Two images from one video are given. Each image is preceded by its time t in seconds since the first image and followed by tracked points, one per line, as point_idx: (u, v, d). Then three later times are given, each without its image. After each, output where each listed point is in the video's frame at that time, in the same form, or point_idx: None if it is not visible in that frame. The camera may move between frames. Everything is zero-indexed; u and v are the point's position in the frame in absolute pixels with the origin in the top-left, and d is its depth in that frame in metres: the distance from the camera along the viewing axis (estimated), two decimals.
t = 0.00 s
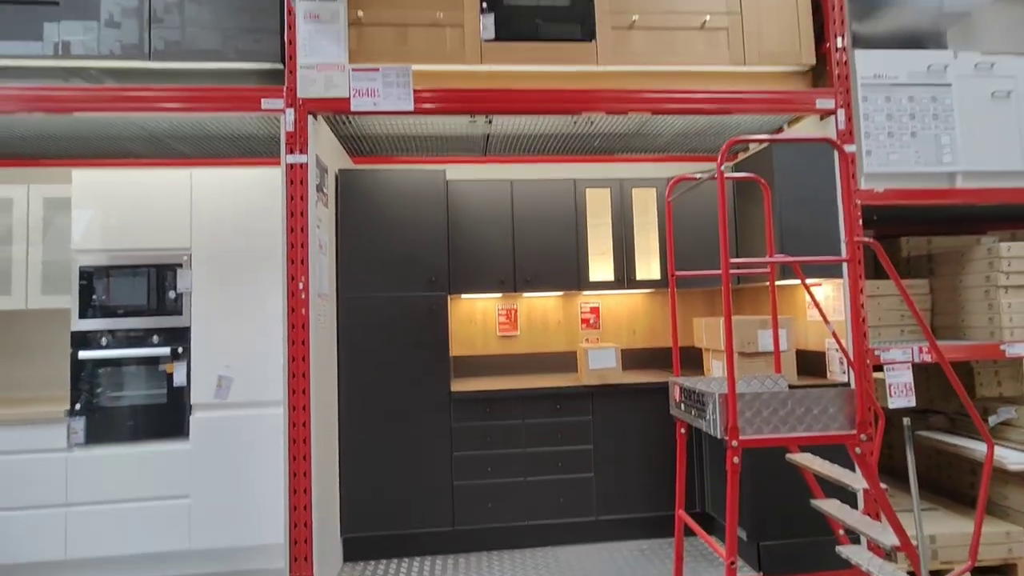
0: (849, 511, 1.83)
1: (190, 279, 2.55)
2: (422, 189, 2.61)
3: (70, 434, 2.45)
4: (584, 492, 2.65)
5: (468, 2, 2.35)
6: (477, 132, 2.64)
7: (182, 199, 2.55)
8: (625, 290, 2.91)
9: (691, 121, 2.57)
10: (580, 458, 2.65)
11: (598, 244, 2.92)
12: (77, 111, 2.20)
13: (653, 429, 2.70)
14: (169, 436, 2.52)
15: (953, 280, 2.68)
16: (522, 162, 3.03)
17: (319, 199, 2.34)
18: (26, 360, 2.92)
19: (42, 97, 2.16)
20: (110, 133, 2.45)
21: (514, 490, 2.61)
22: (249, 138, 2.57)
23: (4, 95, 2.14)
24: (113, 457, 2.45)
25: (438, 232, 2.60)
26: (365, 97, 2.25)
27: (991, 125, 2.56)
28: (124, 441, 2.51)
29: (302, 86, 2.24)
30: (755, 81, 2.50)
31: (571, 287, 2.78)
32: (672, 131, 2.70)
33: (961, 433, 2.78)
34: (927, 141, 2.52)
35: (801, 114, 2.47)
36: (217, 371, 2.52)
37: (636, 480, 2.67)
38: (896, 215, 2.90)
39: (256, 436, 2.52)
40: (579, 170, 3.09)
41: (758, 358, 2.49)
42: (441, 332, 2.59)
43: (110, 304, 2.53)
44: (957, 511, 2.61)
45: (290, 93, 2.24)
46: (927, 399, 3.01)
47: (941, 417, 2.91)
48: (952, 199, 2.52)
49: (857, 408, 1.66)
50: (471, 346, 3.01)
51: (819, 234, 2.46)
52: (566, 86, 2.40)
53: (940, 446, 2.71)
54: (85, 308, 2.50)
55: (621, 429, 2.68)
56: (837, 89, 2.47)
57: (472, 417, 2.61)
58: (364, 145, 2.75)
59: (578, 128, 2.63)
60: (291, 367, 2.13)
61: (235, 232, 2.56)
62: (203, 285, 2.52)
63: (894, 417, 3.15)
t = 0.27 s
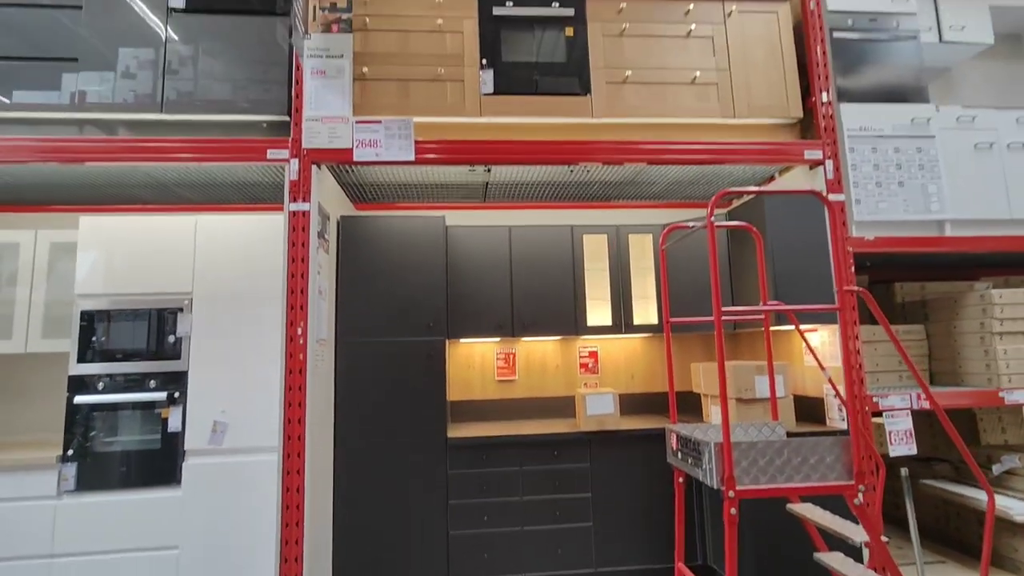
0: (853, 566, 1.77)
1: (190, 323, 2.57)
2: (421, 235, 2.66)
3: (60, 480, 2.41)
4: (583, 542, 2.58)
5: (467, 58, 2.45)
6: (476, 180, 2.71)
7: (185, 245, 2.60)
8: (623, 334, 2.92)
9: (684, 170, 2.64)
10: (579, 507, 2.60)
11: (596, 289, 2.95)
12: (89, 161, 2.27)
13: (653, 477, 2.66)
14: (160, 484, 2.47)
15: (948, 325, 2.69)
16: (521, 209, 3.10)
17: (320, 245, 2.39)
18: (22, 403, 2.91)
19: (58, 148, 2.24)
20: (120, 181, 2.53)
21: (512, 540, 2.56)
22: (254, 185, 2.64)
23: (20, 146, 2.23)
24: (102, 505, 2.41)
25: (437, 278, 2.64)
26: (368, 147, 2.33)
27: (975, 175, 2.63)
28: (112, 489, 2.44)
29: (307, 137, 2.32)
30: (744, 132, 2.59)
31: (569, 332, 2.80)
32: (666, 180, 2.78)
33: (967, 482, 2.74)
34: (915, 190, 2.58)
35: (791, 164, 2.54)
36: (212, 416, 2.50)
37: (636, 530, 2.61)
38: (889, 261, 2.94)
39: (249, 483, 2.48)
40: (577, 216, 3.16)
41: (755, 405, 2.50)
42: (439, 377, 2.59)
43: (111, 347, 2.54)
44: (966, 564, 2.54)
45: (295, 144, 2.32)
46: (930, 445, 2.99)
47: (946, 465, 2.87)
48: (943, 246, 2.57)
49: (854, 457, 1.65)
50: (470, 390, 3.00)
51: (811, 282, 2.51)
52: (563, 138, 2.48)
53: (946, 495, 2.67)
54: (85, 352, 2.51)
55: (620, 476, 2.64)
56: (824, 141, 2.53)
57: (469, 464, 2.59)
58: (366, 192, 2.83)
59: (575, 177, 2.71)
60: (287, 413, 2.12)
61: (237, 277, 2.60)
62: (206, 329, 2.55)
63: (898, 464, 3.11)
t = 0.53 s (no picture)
0: None
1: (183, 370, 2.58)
2: (416, 283, 2.69)
3: (42, 531, 2.37)
4: None
5: (463, 113, 2.54)
6: (472, 229, 2.76)
7: (183, 292, 2.65)
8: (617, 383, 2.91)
9: (676, 220, 2.69)
10: (573, 563, 2.52)
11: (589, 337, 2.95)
12: (92, 211, 2.32)
13: (649, 531, 2.59)
14: (142, 535, 2.42)
15: (944, 375, 2.67)
16: (516, 256, 3.13)
17: (314, 293, 2.41)
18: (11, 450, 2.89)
19: (64, 198, 2.29)
20: (122, 229, 2.58)
21: None
22: (253, 234, 2.70)
23: (28, 197, 2.28)
24: (84, 557, 2.36)
25: (431, 325, 2.65)
26: (364, 199, 2.38)
27: (963, 226, 2.67)
28: (95, 540, 2.40)
29: (305, 189, 2.38)
30: (733, 184, 2.65)
31: (563, 381, 2.79)
32: (659, 229, 2.82)
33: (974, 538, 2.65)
34: (904, 240, 2.61)
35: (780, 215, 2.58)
36: (201, 465, 2.47)
37: None
38: (883, 310, 2.94)
39: (234, 536, 2.42)
40: (571, 264, 3.19)
41: (752, 457, 2.46)
42: (431, 426, 2.56)
43: (104, 395, 2.54)
44: None
45: (293, 195, 2.38)
46: (934, 499, 2.93)
47: (952, 520, 2.78)
48: (935, 296, 2.57)
49: (849, 516, 1.60)
50: (463, 439, 2.96)
51: (804, 331, 2.50)
52: (556, 188, 2.54)
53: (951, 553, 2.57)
54: (78, 399, 2.51)
55: (616, 531, 2.57)
56: (812, 193, 2.57)
57: (460, 516, 2.54)
58: (363, 240, 2.87)
59: (568, 227, 2.75)
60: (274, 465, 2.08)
61: (232, 325, 2.63)
62: (200, 374, 2.56)
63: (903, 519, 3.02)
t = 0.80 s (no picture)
0: None
1: (170, 419, 2.55)
2: (410, 330, 2.68)
3: None
4: None
5: (457, 163, 2.60)
6: (466, 276, 2.77)
7: (175, 339, 2.65)
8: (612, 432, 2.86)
9: (668, 267, 2.71)
10: None
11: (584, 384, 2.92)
12: (88, 258, 2.33)
13: None
14: None
15: (942, 425, 2.64)
16: (511, 302, 3.14)
17: (306, 340, 2.40)
18: None
19: (62, 247, 2.32)
20: (118, 276, 2.59)
21: None
22: (248, 280, 2.71)
23: (27, 245, 2.30)
24: None
25: (424, 373, 2.63)
26: (358, 247, 2.41)
27: (952, 275, 2.70)
28: None
29: (300, 237, 2.40)
30: (723, 232, 2.70)
31: (556, 430, 2.75)
32: (652, 276, 2.83)
33: None
34: (895, 288, 2.62)
35: (771, 263, 2.60)
36: (183, 518, 2.40)
37: None
38: (879, 357, 2.93)
39: None
40: (566, 310, 3.19)
41: (751, 511, 2.39)
42: (421, 478, 2.51)
43: (90, 443, 2.51)
44: None
45: (288, 243, 2.40)
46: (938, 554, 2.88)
47: None
48: (929, 345, 2.57)
49: None
50: (455, 489, 2.90)
51: (798, 380, 2.49)
52: (549, 237, 2.59)
53: None
54: (62, 449, 2.47)
55: None
56: (801, 242, 2.60)
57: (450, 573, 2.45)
58: (358, 286, 2.88)
59: (561, 273, 2.77)
60: (258, 519, 2.02)
61: (223, 372, 2.62)
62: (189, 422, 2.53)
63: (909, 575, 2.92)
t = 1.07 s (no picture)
0: None
1: (157, 464, 2.52)
2: (403, 373, 2.66)
3: None
4: None
5: (452, 208, 2.66)
6: (460, 318, 2.77)
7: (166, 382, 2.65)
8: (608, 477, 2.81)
9: (661, 311, 2.72)
10: None
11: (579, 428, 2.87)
12: (82, 300, 2.32)
13: None
14: None
15: (942, 471, 2.60)
16: (506, 344, 3.13)
17: (297, 384, 2.38)
18: None
19: (59, 289, 2.32)
20: (112, 318, 2.60)
21: None
22: (242, 322, 2.71)
23: (26, 288, 2.29)
24: None
25: (416, 417, 2.60)
26: (352, 290, 2.43)
27: (945, 318, 2.71)
28: None
29: (295, 281, 2.41)
30: (715, 275, 2.72)
31: (551, 476, 2.69)
32: (646, 318, 2.83)
33: None
34: (889, 331, 2.62)
35: (763, 306, 2.60)
36: (166, 569, 2.36)
37: None
38: (876, 400, 2.91)
39: None
40: (561, 352, 3.18)
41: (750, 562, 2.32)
42: (411, 526, 2.44)
43: (75, 490, 2.47)
44: None
45: (282, 287, 2.41)
46: None
47: None
48: (925, 388, 2.56)
49: None
50: (447, 538, 2.82)
51: (795, 425, 2.45)
52: (542, 279, 2.62)
53: None
54: (46, 497, 2.43)
55: None
56: (793, 285, 2.61)
57: None
58: (352, 329, 2.88)
59: (555, 316, 2.77)
60: (242, 571, 1.96)
61: (212, 416, 2.60)
62: (178, 467, 2.51)
63: None
